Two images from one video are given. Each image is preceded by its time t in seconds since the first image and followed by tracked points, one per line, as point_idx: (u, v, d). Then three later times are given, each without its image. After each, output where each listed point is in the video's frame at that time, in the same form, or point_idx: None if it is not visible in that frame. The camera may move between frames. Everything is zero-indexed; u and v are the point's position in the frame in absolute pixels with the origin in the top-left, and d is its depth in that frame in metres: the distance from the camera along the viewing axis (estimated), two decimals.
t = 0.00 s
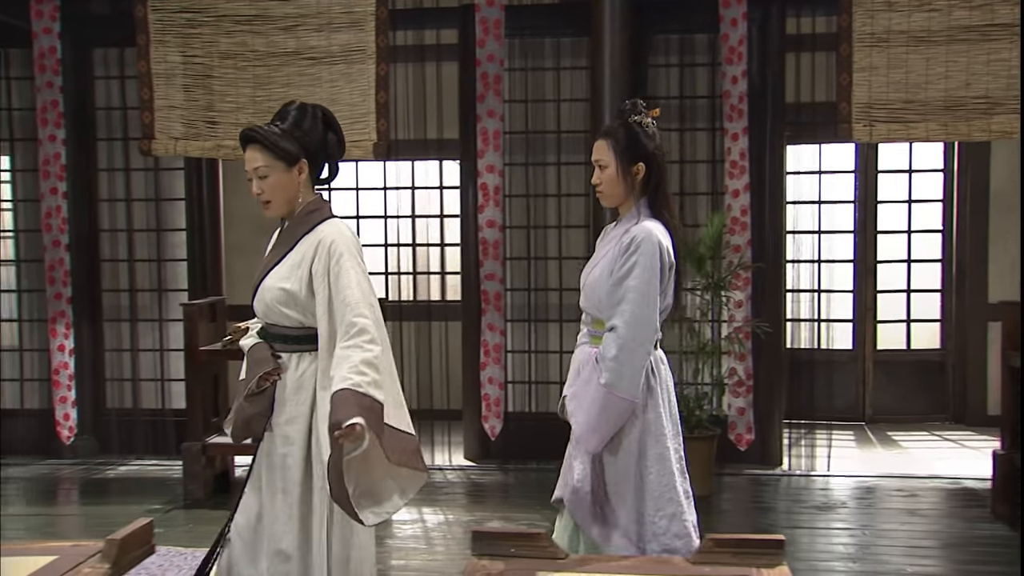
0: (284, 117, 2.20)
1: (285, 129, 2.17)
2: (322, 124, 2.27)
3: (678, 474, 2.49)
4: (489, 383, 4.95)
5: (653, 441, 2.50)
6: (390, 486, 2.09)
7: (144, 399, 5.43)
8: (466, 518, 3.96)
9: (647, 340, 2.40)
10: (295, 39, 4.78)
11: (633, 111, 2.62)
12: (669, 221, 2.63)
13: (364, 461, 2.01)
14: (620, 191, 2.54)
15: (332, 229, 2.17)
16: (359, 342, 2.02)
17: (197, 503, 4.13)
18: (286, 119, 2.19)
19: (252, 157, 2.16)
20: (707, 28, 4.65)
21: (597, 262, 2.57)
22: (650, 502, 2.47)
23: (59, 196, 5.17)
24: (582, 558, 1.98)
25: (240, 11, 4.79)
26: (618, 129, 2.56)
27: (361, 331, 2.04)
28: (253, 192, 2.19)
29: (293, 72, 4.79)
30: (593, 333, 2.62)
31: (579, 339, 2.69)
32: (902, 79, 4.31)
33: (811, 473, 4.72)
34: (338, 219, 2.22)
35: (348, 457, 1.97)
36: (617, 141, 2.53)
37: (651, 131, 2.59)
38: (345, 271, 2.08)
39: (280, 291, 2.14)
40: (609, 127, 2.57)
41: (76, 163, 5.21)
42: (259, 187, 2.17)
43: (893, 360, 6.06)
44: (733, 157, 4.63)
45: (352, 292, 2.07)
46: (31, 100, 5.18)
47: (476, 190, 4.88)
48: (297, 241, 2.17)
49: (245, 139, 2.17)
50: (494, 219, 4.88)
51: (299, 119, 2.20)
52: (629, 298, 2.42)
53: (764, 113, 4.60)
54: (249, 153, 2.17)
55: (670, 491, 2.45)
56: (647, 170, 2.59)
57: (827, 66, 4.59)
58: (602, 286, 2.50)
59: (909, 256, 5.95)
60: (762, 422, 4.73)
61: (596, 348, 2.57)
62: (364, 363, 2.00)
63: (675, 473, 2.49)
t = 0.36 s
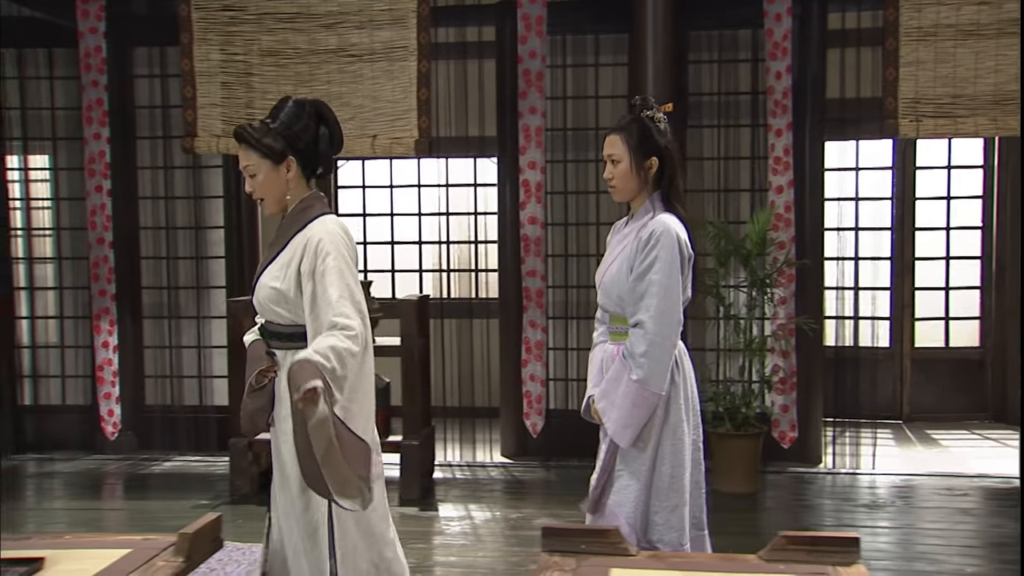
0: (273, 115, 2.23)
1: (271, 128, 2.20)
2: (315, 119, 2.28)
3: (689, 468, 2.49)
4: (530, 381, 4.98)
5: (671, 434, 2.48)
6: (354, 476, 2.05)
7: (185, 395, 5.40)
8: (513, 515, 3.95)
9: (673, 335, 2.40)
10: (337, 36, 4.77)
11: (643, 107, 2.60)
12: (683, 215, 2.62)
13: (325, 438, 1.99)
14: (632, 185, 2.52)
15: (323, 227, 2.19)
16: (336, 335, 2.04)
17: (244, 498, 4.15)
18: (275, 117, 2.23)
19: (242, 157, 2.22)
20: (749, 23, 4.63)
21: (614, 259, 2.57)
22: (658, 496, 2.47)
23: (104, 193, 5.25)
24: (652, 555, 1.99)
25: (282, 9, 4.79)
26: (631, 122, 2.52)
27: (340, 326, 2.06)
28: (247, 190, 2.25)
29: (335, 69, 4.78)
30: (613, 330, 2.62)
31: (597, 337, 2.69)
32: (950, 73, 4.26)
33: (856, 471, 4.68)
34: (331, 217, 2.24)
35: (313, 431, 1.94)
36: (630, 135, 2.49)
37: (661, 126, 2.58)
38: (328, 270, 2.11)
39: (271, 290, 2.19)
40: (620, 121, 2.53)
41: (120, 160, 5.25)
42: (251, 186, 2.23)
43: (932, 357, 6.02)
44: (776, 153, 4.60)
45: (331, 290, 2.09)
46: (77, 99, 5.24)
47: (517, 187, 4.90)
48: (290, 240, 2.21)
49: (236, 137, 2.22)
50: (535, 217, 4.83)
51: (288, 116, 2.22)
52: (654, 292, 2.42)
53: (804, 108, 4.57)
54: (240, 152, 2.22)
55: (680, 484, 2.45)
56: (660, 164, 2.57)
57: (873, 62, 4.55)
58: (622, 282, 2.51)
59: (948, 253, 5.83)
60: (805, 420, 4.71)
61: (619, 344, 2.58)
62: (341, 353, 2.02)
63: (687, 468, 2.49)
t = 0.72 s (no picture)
0: (293, 117, 2.21)
1: (288, 133, 2.19)
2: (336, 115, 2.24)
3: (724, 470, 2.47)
4: (591, 378, 4.97)
5: (702, 438, 2.47)
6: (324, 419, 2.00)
7: (247, 391, 5.45)
8: (580, 513, 3.95)
9: (702, 337, 2.38)
10: (397, 34, 4.79)
11: (686, 100, 2.55)
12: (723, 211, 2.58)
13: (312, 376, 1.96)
14: (670, 181, 2.50)
15: (348, 223, 2.21)
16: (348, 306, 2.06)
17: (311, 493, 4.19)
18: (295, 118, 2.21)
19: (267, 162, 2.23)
20: (814, 17, 4.56)
21: (648, 256, 2.56)
22: (694, 502, 2.46)
23: (168, 192, 5.32)
24: (748, 554, 1.97)
25: (343, 7, 4.82)
26: (671, 118, 2.49)
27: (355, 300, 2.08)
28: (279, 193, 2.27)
29: (395, 66, 4.80)
30: (643, 327, 2.62)
31: (629, 332, 2.68)
32: None
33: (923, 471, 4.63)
34: (352, 215, 2.23)
35: (291, 350, 1.94)
36: (670, 130, 2.47)
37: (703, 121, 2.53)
38: (343, 255, 2.14)
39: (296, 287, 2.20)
40: (661, 116, 2.51)
41: (184, 159, 5.32)
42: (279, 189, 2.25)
43: (994, 356, 5.93)
44: (841, 148, 4.54)
45: (343, 270, 2.12)
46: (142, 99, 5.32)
47: (579, 183, 4.89)
48: (313, 242, 2.22)
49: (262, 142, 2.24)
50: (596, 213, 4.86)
51: (307, 118, 2.19)
52: (684, 292, 2.39)
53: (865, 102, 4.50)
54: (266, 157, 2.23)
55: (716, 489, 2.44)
56: (701, 160, 2.52)
57: (943, 56, 4.47)
58: (654, 280, 2.50)
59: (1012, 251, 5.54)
60: (870, 419, 4.63)
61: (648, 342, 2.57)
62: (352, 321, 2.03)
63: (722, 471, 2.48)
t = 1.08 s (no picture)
0: (364, 110, 2.24)
1: (359, 126, 2.22)
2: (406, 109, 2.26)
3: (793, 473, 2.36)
4: (668, 375, 4.89)
5: (770, 440, 2.35)
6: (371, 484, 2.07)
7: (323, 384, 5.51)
8: (661, 510, 3.90)
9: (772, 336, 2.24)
10: (473, 27, 4.78)
11: (747, 84, 2.37)
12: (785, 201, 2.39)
13: (357, 448, 2.04)
14: (727, 169, 2.33)
15: (404, 220, 2.19)
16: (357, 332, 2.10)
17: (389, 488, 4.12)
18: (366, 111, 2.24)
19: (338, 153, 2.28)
20: (903, 7, 4.44)
21: (706, 248, 2.38)
22: (760, 504, 2.35)
23: (245, 185, 5.39)
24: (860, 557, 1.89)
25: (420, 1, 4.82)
26: (729, 102, 2.31)
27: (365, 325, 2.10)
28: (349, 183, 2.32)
29: (471, 60, 4.79)
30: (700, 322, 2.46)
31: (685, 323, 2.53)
32: None
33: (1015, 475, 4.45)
34: (415, 212, 2.22)
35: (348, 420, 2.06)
36: (729, 116, 2.29)
37: (764, 106, 2.35)
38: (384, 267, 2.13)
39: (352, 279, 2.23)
40: (720, 99, 2.33)
41: (261, 153, 5.39)
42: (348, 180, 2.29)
43: None
44: (929, 141, 4.42)
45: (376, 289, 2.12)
46: (220, 95, 5.40)
47: (655, 177, 4.84)
48: (374, 234, 2.22)
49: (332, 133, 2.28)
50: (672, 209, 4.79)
51: (379, 112, 2.22)
52: (750, 288, 2.24)
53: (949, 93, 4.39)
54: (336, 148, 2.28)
55: (784, 493, 2.33)
56: (760, 146, 2.34)
57: None
58: (716, 276, 2.33)
59: None
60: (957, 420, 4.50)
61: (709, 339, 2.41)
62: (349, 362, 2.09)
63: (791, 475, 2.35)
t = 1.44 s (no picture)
0: (352, 109, 2.17)
1: (346, 125, 2.15)
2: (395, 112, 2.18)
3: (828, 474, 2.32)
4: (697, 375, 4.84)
5: (807, 441, 2.30)
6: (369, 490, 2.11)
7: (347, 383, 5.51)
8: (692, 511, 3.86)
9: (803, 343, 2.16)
10: (501, 24, 4.76)
11: (757, 82, 2.32)
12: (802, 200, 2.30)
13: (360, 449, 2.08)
14: (742, 167, 2.24)
15: (385, 224, 2.15)
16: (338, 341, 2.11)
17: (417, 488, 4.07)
18: (354, 110, 2.16)
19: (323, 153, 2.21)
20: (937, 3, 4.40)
21: (722, 249, 2.28)
22: (802, 507, 2.28)
23: (269, 183, 5.37)
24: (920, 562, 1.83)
25: None
26: (740, 99, 2.25)
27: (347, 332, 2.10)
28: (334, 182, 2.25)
29: (498, 57, 4.78)
30: (718, 324, 2.35)
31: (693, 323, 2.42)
32: None
33: None
34: (397, 214, 2.17)
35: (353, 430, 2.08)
36: (741, 111, 2.23)
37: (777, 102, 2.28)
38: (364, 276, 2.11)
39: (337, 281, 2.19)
40: (731, 97, 2.27)
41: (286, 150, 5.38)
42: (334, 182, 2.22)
43: None
44: (963, 139, 4.40)
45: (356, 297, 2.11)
46: (244, 92, 5.37)
47: (685, 175, 4.81)
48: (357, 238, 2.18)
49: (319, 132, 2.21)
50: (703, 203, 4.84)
51: (368, 112, 2.14)
52: (778, 293, 2.15)
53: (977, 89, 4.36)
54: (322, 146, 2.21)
55: (824, 492, 2.29)
56: (775, 144, 2.26)
57: None
58: (738, 279, 2.23)
59: None
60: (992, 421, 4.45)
61: (726, 342, 2.32)
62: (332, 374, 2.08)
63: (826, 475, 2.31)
